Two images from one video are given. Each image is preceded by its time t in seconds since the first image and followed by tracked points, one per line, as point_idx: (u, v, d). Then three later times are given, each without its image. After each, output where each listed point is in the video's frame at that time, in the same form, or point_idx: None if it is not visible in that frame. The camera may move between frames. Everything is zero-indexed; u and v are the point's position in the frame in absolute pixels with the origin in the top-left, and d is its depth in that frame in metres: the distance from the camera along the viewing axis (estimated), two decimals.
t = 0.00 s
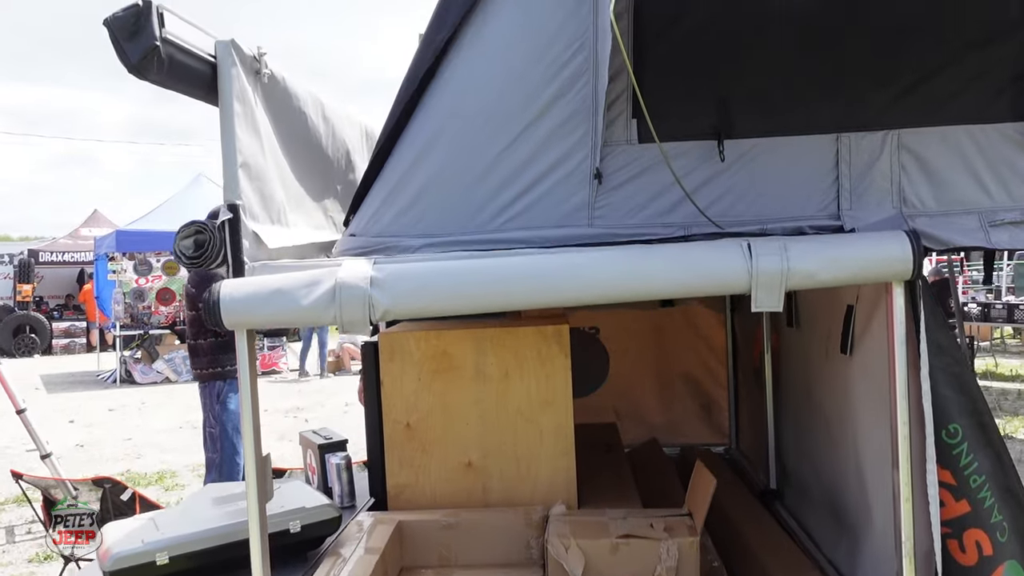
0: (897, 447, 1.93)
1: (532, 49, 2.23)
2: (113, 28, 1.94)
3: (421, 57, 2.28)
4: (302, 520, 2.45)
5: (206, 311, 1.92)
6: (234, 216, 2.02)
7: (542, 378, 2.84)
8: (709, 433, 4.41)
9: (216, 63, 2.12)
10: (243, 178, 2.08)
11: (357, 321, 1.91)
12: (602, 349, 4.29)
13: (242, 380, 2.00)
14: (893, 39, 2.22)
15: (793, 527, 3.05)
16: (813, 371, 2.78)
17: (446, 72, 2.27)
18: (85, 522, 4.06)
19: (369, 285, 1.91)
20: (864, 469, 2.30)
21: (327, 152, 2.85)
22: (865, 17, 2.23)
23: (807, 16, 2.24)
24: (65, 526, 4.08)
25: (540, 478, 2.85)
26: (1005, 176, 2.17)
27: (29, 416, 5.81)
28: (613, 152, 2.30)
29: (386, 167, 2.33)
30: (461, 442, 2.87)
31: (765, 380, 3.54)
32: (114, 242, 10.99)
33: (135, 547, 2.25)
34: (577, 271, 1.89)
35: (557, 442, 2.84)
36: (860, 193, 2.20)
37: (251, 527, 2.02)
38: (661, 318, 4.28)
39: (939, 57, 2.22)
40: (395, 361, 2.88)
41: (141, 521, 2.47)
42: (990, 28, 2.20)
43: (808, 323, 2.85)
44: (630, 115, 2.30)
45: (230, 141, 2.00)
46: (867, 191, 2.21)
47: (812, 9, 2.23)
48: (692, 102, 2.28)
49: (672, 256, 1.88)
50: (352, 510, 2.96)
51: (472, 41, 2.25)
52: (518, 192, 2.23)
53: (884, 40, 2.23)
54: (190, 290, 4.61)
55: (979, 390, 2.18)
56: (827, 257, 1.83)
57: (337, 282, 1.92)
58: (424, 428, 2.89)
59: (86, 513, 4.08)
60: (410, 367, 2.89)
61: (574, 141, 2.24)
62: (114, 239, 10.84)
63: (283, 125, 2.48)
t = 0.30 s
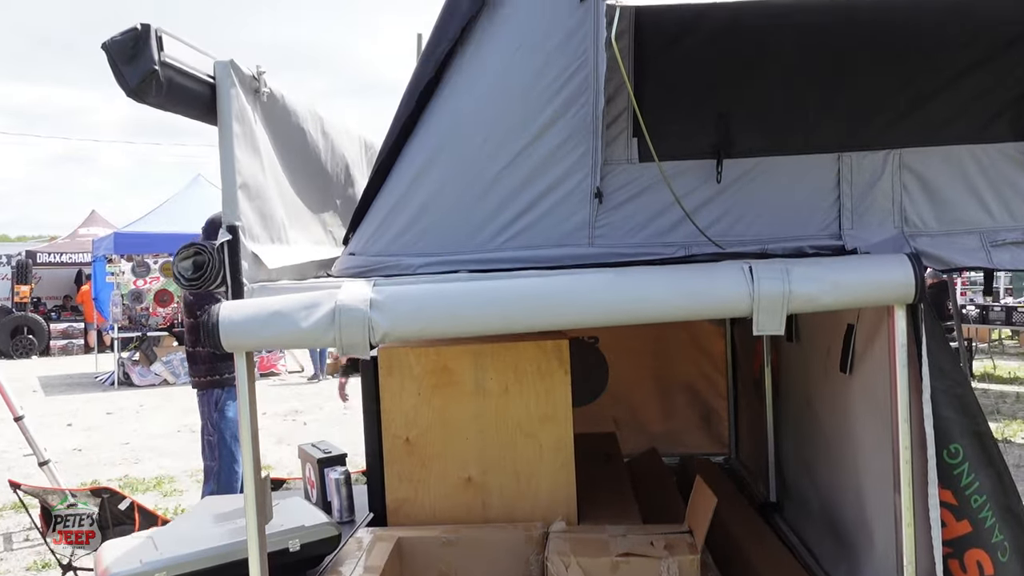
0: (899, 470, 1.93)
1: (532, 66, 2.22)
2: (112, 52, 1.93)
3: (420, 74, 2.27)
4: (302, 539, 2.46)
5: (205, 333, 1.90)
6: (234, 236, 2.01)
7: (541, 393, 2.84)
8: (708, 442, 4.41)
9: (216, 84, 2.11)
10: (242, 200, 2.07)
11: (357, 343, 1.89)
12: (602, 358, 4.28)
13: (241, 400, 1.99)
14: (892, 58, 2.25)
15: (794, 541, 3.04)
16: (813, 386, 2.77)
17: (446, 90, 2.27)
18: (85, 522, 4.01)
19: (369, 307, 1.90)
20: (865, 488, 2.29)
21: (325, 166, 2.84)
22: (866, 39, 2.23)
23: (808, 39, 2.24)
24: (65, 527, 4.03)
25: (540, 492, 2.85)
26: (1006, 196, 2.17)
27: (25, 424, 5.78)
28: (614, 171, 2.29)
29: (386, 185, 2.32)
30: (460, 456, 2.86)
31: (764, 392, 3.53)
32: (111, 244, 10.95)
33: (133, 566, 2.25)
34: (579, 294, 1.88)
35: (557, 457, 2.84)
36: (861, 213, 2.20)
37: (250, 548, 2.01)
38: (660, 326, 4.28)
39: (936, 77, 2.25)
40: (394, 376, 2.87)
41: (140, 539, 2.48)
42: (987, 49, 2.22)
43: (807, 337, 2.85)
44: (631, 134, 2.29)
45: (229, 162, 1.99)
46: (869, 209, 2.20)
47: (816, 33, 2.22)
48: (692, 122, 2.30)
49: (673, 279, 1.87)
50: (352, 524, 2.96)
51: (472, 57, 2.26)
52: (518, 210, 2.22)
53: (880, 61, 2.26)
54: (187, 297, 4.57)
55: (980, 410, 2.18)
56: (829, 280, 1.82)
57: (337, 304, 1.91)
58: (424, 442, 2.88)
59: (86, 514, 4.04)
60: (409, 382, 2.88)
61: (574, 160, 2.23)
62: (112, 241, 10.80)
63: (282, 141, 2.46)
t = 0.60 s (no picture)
0: (899, 491, 1.92)
1: (531, 85, 2.24)
2: (112, 75, 1.96)
3: (419, 92, 2.32)
4: (301, 558, 2.52)
5: (204, 355, 1.90)
6: (232, 257, 2.01)
7: (540, 408, 2.84)
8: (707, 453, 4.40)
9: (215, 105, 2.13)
10: (242, 221, 2.07)
11: (356, 365, 1.89)
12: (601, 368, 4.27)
13: (241, 421, 1.99)
14: (894, 76, 2.25)
15: (794, 555, 3.04)
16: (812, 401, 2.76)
17: (444, 108, 2.30)
18: (85, 522, 3.97)
19: (369, 329, 1.89)
20: (864, 507, 2.28)
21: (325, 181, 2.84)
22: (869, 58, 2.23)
23: (810, 62, 2.20)
24: (64, 527, 3.98)
25: (539, 507, 2.84)
26: (1006, 215, 2.20)
27: (23, 431, 5.77)
28: (613, 190, 2.29)
29: (386, 203, 2.32)
30: (459, 471, 2.86)
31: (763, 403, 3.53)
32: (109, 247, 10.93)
33: None
34: (579, 316, 1.87)
35: (556, 471, 2.83)
36: (860, 232, 2.22)
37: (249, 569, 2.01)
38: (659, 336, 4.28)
39: (939, 91, 2.25)
40: (393, 392, 2.87)
41: (139, 557, 2.48)
42: (993, 62, 2.22)
43: (806, 352, 2.84)
44: (630, 153, 2.30)
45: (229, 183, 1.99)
46: (868, 228, 2.22)
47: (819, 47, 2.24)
48: (691, 140, 2.27)
49: (673, 301, 1.87)
50: (351, 538, 2.96)
51: (471, 75, 2.30)
52: (517, 229, 2.22)
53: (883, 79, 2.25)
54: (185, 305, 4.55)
55: (979, 429, 2.18)
56: (829, 303, 1.83)
57: (336, 326, 1.90)
58: (423, 457, 2.87)
59: (86, 514, 3.99)
60: (408, 397, 2.88)
61: (573, 180, 2.23)
62: (109, 244, 10.78)
63: (281, 158, 2.46)
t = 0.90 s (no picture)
0: (894, 509, 1.93)
1: (526, 103, 2.24)
2: (106, 99, 1.99)
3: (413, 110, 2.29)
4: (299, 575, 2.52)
5: (200, 374, 1.90)
6: (229, 276, 2.01)
7: (536, 422, 2.84)
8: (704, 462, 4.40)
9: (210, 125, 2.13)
10: (237, 241, 2.07)
11: (352, 385, 1.89)
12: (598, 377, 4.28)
13: (237, 439, 1.99)
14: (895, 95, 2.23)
15: (790, 567, 3.04)
16: (808, 415, 2.77)
17: (439, 125, 2.29)
18: (85, 522, 3.96)
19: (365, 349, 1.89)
20: (860, 522, 2.29)
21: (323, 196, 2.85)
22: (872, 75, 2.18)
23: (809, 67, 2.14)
24: (65, 527, 3.98)
25: (536, 520, 2.84)
26: (1001, 234, 2.24)
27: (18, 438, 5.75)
28: (609, 208, 2.31)
29: (382, 220, 2.31)
30: (456, 485, 2.86)
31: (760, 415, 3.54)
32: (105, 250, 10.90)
33: None
34: (576, 336, 1.87)
35: (553, 485, 2.84)
36: (855, 249, 2.26)
37: None
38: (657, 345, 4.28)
39: (938, 109, 2.23)
40: (390, 406, 2.86)
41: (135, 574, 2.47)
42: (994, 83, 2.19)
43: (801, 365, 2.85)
44: (627, 171, 2.31)
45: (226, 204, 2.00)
46: (863, 247, 2.27)
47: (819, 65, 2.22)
48: (688, 157, 2.27)
49: (670, 321, 1.87)
50: (347, 552, 2.95)
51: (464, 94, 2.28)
52: (513, 246, 2.23)
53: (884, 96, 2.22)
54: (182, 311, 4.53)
55: (974, 446, 2.19)
56: (824, 323, 1.84)
57: (332, 345, 1.90)
58: (420, 470, 2.87)
59: (86, 514, 3.97)
60: (405, 411, 2.87)
61: (568, 199, 2.24)
62: (106, 246, 10.76)
63: (280, 175, 2.47)
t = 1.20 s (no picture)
0: (887, 531, 1.95)
1: (523, 127, 2.27)
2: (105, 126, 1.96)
3: (413, 133, 2.32)
4: None
5: (196, 400, 1.90)
6: (225, 299, 2.04)
7: (532, 439, 2.85)
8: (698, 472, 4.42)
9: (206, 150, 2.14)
10: (234, 263, 2.09)
11: (349, 409, 1.90)
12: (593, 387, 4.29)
13: (234, 462, 1.99)
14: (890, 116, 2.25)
15: None
16: (801, 430, 2.79)
17: (437, 147, 2.32)
18: (85, 521, 3.95)
19: (362, 373, 1.90)
20: (853, 541, 2.30)
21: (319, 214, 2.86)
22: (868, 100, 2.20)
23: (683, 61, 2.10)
24: (64, 527, 3.96)
25: (531, 535, 2.87)
26: (992, 257, 2.31)
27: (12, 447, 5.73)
28: (604, 230, 2.32)
29: (379, 240, 2.34)
30: (452, 500, 2.86)
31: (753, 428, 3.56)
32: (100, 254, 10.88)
33: None
34: (572, 361, 1.89)
35: (548, 500, 2.86)
36: (848, 271, 2.31)
37: None
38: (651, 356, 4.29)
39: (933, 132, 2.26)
40: (387, 423, 2.85)
41: None
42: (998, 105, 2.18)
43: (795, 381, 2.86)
44: (621, 192, 2.32)
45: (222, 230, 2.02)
46: (856, 268, 2.32)
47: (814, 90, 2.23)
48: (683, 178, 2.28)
49: (665, 346, 1.89)
50: (344, 566, 2.96)
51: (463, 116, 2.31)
52: (509, 267, 2.25)
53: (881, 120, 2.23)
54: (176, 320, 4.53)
55: (965, 466, 2.22)
56: (817, 349, 1.85)
57: (329, 370, 1.91)
58: (416, 486, 2.87)
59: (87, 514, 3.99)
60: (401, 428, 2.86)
61: (564, 220, 2.27)
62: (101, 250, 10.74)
63: (275, 196, 2.49)
